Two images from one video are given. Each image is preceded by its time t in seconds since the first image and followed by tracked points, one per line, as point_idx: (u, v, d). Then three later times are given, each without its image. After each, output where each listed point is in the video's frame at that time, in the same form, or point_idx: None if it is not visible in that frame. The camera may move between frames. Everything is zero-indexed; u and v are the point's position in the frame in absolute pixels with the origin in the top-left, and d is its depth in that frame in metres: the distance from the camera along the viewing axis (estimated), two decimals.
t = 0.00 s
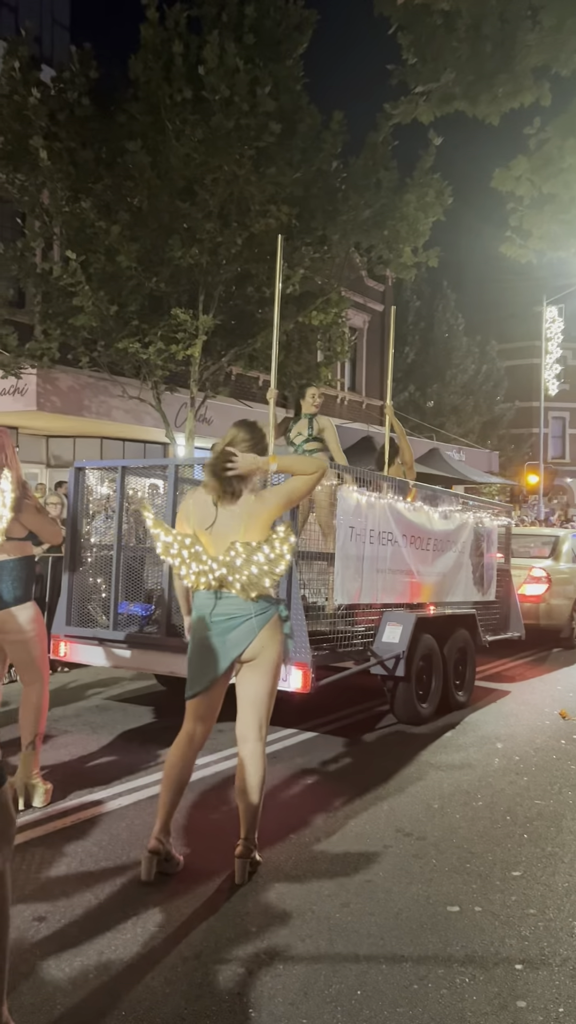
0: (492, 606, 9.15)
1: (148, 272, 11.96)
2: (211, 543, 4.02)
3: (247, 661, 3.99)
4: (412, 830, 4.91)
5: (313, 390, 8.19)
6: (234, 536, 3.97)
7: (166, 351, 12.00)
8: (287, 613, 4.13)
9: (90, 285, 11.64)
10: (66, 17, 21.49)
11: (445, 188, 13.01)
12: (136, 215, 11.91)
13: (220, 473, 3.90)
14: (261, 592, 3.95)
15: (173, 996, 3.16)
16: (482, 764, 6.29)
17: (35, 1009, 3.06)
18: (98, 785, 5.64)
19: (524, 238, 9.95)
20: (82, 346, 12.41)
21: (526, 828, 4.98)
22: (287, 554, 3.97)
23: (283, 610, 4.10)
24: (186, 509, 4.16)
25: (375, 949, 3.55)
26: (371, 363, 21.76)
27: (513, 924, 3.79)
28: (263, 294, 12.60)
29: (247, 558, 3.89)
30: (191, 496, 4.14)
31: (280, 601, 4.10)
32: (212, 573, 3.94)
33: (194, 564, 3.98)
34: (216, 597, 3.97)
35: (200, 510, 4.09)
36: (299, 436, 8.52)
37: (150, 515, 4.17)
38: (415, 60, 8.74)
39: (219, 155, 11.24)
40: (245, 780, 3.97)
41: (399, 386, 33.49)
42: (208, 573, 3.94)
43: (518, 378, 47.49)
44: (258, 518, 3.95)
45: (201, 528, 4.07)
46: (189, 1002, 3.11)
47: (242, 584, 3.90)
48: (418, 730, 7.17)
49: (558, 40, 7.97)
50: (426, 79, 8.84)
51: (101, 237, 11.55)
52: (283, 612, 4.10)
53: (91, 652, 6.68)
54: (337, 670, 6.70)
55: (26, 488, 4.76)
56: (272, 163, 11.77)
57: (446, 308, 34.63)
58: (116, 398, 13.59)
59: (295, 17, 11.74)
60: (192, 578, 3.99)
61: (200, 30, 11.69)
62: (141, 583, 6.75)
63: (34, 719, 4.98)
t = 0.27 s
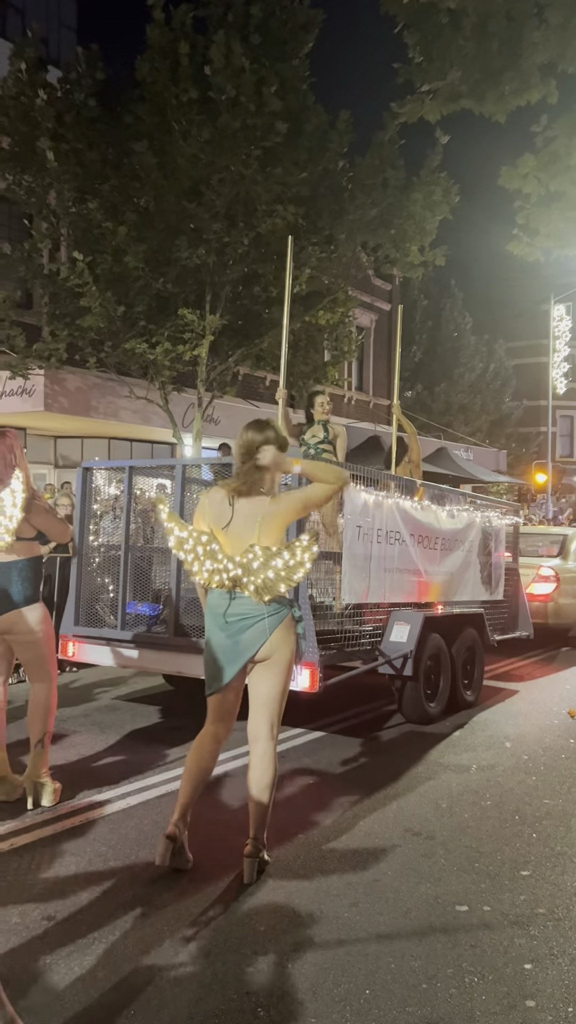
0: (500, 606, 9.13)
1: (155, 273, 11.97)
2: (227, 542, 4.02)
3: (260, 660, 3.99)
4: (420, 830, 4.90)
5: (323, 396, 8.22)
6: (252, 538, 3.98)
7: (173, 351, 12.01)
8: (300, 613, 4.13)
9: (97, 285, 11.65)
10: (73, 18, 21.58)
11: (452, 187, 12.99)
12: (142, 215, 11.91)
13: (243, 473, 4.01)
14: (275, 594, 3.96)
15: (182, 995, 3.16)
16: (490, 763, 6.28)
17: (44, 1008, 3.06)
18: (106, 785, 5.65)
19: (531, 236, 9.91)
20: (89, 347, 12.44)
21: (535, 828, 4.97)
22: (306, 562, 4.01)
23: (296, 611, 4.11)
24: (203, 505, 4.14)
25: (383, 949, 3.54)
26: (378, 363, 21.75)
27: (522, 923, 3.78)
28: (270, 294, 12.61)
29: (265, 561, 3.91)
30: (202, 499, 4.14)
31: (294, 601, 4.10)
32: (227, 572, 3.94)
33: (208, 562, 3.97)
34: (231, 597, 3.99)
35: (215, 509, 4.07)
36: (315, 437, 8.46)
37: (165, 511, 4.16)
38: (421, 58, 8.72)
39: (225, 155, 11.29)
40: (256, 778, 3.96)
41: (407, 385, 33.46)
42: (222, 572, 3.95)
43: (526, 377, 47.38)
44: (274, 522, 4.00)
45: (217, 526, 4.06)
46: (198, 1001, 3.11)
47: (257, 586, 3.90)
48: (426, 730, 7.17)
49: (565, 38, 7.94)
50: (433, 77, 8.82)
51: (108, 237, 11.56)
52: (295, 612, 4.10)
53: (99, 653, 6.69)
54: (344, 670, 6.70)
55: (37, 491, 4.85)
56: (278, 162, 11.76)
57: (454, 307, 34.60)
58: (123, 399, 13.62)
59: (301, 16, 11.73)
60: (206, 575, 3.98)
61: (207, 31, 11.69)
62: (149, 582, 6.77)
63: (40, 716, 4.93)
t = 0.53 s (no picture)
0: (507, 605, 9.11)
1: (162, 272, 11.98)
2: (233, 542, 4.04)
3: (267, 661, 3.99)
4: (429, 829, 4.89)
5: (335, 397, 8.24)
6: (258, 537, 3.97)
7: (180, 350, 12.02)
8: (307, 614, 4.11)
9: (104, 285, 11.67)
10: (79, 19, 21.67)
11: (458, 185, 12.96)
12: (148, 215, 11.95)
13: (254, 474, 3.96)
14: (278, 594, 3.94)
15: (191, 995, 3.16)
16: (498, 762, 6.27)
17: (53, 1006, 3.07)
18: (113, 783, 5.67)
19: (537, 234, 9.89)
20: (96, 347, 12.45)
21: (543, 827, 4.96)
22: (308, 563, 3.98)
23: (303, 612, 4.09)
24: (213, 502, 4.17)
25: (391, 948, 3.54)
26: (384, 361, 21.73)
27: (531, 923, 3.77)
28: (276, 293, 12.61)
29: (268, 561, 3.90)
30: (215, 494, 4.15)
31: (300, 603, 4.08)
32: (232, 571, 3.95)
33: (215, 561, 4.01)
34: (236, 597, 4.00)
35: (225, 508, 4.09)
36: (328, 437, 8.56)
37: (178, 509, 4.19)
38: (427, 56, 8.70)
39: (231, 154, 11.24)
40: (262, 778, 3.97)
41: (413, 383, 33.42)
42: (228, 570, 3.96)
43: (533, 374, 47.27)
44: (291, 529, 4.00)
45: (225, 524, 4.09)
46: (206, 1001, 3.12)
47: (261, 585, 3.90)
48: (434, 729, 7.16)
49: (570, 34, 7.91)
50: (438, 74, 8.80)
51: (114, 237, 11.57)
52: (302, 612, 4.08)
53: (107, 652, 6.71)
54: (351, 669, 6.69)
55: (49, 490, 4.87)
56: (283, 161, 11.75)
57: (460, 304, 34.55)
58: (130, 398, 13.64)
59: (305, 15, 11.72)
60: (212, 573, 4.02)
61: (212, 30, 11.69)
62: (156, 582, 6.77)
63: (46, 715, 4.94)
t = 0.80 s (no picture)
0: (514, 602, 9.10)
1: (167, 271, 11.97)
2: (239, 539, 4.04)
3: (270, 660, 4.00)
4: (435, 828, 4.88)
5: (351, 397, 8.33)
6: (264, 535, 3.97)
7: (185, 349, 12.02)
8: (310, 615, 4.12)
9: (109, 284, 11.67)
10: (82, 19, 21.73)
11: (462, 181, 12.91)
12: (153, 214, 11.96)
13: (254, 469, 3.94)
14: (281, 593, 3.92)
15: (198, 993, 3.16)
16: (505, 760, 6.25)
17: (60, 1005, 3.07)
18: (121, 783, 5.67)
19: (543, 230, 9.85)
20: (101, 347, 12.45)
21: (550, 825, 4.94)
22: (316, 557, 3.89)
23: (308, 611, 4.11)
24: (215, 499, 4.16)
25: (399, 946, 3.53)
26: (390, 358, 21.70)
27: (538, 921, 3.76)
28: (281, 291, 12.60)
29: (274, 557, 3.86)
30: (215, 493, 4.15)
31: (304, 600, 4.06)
32: (236, 569, 3.94)
33: (218, 558, 4.00)
34: (241, 594, 3.99)
35: (230, 506, 4.09)
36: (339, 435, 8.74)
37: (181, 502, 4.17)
38: (431, 52, 8.67)
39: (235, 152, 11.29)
40: (269, 778, 3.98)
41: (419, 381, 33.38)
42: (232, 567, 3.95)
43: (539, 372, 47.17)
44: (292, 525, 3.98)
45: (230, 522, 4.08)
46: (214, 1000, 3.11)
47: (266, 582, 3.87)
48: (440, 728, 7.15)
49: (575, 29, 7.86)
50: (443, 71, 8.77)
51: (119, 237, 11.57)
52: (306, 611, 4.10)
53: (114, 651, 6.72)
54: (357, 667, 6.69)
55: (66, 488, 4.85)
56: (287, 159, 11.73)
57: (465, 302, 34.52)
58: (136, 398, 13.64)
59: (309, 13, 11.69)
60: (215, 571, 4.00)
61: (215, 29, 11.67)
62: (162, 582, 6.76)
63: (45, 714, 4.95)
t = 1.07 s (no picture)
0: (520, 599, 9.09)
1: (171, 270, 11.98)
2: (239, 531, 4.05)
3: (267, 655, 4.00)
4: (441, 825, 4.88)
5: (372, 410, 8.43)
6: (267, 525, 4.04)
7: (189, 347, 12.02)
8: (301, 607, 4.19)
9: (113, 283, 11.68)
10: (85, 17, 21.90)
11: (467, 178, 12.88)
12: (157, 213, 11.97)
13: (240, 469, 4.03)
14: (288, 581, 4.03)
15: (206, 989, 3.17)
16: (511, 758, 6.24)
17: (68, 1002, 3.08)
18: (127, 781, 5.68)
19: (547, 227, 9.82)
20: (106, 346, 12.44)
21: (556, 822, 4.94)
22: (325, 542, 4.03)
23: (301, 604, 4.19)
24: (208, 495, 4.19)
25: (405, 943, 3.54)
26: (395, 356, 21.69)
27: (544, 918, 3.76)
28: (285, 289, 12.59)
29: (279, 545, 3.94)
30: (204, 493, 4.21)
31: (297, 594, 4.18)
32: (236, 559, 3.94)
33: (214, 550, 3.99)
34: (240, 587, 3.98)
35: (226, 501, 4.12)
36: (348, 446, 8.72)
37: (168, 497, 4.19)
38: (435, 49, 8.65)
39: (239, 150, 11.30)
40: (272, 773, 3.99)
41: (424, 378, 33.35)
42: (231, 560, 3.95)
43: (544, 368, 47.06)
44: (289, 512, 4.07)
45: (228, 516, 4.10)
46: (222, 995, 3.13)
47: (267, 572, 3.91)
48: (446, 725, 7.15)
49: None
50: (446, 68, 8.76)
51: (123, 235, 11.58)
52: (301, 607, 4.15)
53: (121, 648, 6.74)
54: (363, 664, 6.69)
55: (78, 489, 4.85)
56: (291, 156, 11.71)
57: (470, 298, 34.48)
58: (140, 397, 13.64)
59: (312, 10, 11.66)
60: (208, 565, 4.00)
61: (219, 26, 11.67)
62: (167, 580, 6.75)
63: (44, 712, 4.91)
